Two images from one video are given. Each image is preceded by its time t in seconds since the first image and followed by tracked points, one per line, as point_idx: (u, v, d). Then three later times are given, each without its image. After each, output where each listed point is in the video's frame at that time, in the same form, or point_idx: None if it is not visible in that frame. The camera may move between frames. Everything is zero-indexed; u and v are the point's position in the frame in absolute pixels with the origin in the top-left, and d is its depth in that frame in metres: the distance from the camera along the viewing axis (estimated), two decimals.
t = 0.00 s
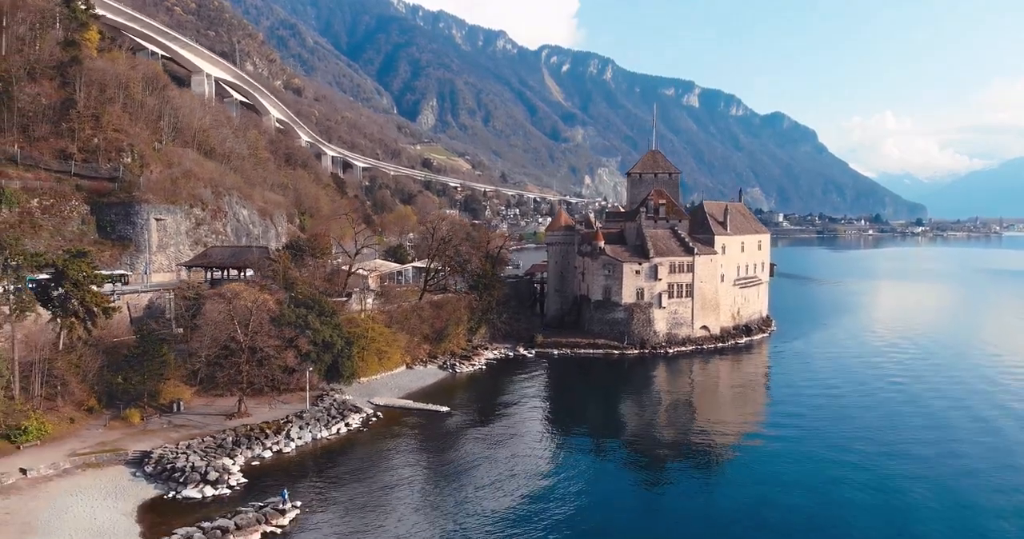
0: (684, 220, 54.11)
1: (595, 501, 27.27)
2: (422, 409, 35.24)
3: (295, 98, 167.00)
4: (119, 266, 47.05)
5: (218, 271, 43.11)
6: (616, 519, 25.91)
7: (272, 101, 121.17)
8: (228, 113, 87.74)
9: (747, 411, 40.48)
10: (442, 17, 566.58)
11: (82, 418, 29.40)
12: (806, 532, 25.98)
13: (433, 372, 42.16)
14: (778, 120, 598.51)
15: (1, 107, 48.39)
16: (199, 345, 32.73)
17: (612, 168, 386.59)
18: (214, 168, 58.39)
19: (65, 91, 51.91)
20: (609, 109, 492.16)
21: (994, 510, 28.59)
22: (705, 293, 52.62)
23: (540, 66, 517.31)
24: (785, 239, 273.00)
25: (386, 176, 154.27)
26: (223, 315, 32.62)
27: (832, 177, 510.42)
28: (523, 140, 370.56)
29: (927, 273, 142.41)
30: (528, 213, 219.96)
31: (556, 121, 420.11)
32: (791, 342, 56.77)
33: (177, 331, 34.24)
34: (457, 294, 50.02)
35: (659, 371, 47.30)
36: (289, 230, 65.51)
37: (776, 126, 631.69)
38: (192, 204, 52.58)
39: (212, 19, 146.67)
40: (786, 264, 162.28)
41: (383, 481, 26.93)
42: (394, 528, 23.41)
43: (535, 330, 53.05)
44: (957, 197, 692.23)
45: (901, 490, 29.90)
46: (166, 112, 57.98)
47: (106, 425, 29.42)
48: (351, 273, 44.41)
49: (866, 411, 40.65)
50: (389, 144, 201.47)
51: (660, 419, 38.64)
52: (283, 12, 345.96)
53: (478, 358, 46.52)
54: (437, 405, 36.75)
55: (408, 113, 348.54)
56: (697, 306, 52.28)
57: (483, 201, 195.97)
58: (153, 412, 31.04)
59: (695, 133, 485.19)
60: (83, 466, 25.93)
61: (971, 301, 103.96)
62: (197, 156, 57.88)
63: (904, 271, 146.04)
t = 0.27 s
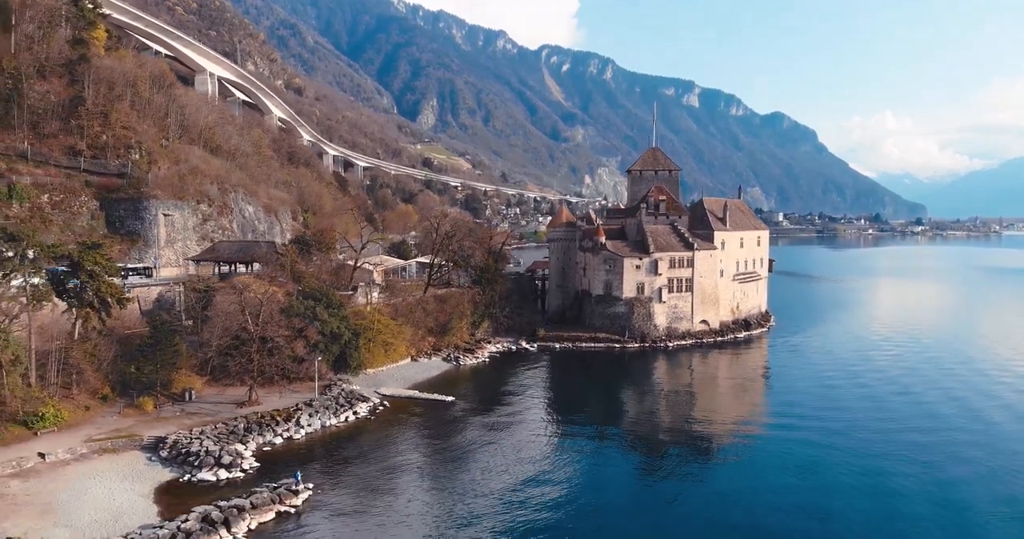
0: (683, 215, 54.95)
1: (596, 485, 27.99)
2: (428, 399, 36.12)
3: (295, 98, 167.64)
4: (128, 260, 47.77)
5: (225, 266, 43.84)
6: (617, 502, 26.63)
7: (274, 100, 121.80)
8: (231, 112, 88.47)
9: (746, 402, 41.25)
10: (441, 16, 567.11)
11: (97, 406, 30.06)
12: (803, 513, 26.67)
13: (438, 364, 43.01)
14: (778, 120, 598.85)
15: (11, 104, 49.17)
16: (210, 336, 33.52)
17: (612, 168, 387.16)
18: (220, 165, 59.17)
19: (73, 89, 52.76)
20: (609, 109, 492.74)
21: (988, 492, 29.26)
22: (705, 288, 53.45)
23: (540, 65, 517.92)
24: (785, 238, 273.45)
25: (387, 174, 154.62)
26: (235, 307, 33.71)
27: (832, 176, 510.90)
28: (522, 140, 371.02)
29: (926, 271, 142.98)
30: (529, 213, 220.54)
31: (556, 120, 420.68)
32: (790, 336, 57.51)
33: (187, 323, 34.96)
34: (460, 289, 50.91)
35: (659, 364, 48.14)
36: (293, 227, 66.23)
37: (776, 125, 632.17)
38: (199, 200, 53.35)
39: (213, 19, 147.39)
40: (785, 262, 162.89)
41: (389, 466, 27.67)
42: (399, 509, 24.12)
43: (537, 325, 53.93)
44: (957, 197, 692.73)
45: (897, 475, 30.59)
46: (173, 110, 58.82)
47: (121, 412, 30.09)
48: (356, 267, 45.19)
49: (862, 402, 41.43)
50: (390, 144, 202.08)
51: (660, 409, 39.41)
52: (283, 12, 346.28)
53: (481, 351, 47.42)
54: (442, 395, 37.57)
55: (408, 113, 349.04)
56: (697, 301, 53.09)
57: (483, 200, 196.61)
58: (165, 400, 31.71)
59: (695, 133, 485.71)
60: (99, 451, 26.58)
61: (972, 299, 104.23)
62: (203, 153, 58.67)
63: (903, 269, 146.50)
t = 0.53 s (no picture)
0: (683, 212, 55.75)
1: (597, 469, 28.78)
2: (433, 390, 36.98)
3: (296, 97, 168.25)
4: (136, 255, 48.54)
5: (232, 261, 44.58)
6: (618, 485, 27.46)
7: (276, 99, 122.54)
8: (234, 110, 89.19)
9: (744, 393, 42.06)
10: (441, 16, 567.63)
11: (111, 395, 30.78)
12: (798, 494, 27.47)
13: (442, 357, 43.84)
14: (778, 120, 599.40)
15: (21, 101, 49.98)
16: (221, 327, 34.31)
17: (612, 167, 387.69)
18: (226, 162, 59.94)
19: (82, 86, 53.60)
20: (609, 108, 493.33)
21: (980, 475, 30.04)
22: (704, 283, 54.24)
23: (540, 65, 518.42)
24: (784, 238, 273.74)
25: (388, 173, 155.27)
26: (245, 299, 34.59)
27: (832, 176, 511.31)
28: (522, 140, 371.47)
29: (925, 269, 143.56)
30: (529, 212, 221.07)
31: (556, 120, 421.28)
32: (789, 331, 58.26)
33: (198, 315, 35.72)
34: (464, 284, 51.73)
35: (659, 357, 48.99)
36: (297, 223, 67.01)
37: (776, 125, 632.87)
38: (206, 196, 54.13)
39: (214, 18, 148.05)
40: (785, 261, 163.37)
41: (395, 451, 28.45)
42: (404, 490, 24.87)
43: (538, 319, 54.75)
44: (957, 197, 693.23)
45: (892, 459, 31.37)
46: (179, 107, 59.63)
47: (135, 400, 30.82)
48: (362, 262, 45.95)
49: (859, 393, 42.22)
50: (390, 143, 202.69)
51: (661, 400, 40.17)
52: (282, 12, 345.92)
53: (484, 344, 48.27)
54: (447, 386, 38.37)
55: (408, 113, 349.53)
56: (696, 295, 53.91)
57: (483, 199, 197.20)
58: (177, 389, 32.45)
59: (694, 132, 486.25)
60: (115, 437, 27.26)
61: (970, 296, 104.58)
62: (209, 150, 59.44)
63: (902, 267, 147.38)
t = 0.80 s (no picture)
0: (683, 208, 56.55)
1: (597, 454, 29.60)
2: (438, 381, 37.85)
3: (298, 97, 168.99)
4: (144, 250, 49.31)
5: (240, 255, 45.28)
6: (619, 468, 28.25)
7: (278, 98, 123.26)
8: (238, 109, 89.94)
9: (743, 385, 42.83)
10: (441, 16, 568.30)
11: (124, 383, 31.49)
12: (794, 477, 28.24)
13: (446, 350, 44.68)
14: (778, 120, 599.92)
15: (31, 98, 50.83)
16: (231, 318, 35.10)
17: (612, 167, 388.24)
18: (231, 159, 60.70)
19: (90, 84, 54.36)
20: (609, 108, 493.86)
21: (972, 460, 30.82)
22: (703, 278, 55.03)
23: (540, 65, 519.03)
24: (784, 237, 274.04)
25: (389, 172, 155.87)
26: (255, 291, 35.41)
27: (832, 176, 511.76)
28: (522, 139, 371.96)
29: (925, 268, 144.12)
30: (529, 211, 221.66)
31: (556, 120, 421.83)
32: (787, 326, 58.98)
33: (208, 307, 36.45)
34: (467, 279, 52.53)
35: (659, 350, 49.74)
36: (302, 221, 67.75)
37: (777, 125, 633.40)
38: (212, 193, 54.91)
39: (216, 18, 148.82)
40: (785, 259, 163.89)
41: (401, 437, 29.26)
42: (409, 473, 25.68)
43: (540, 314, 55.55)
44: (956, 197, 693.49)
45: (887, 445, 32.13)
46: (186, 105, 60.46)
47: (148, 389, 31.52)
48: (367, 256, 46.74)
49: (855, 385, 42.98)
50: (390, 142, 203.32)
51: (660, 391, 40.97)
52: (282, 12, 346.50)
53: (487, 338, 49.12)
54: (451, 377, 39.11)
55: (408, 113, 350.04)
56: (695, 290, 54.71)
57: (484, 198, 197.80)
58: (189, 379, 33.18)
59: (695, 132, 486.83)
60: (130, 423, 27.96)
61: (969, 294, 105.08)
62: (215, 147, 60.23)
63: (901, 265, 147.95)
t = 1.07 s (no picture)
0: (683, 204, 57.36)
1: (596, 440, 30.38)
2: (441, 372, 38.74)
3: (299, 96, 169.73)
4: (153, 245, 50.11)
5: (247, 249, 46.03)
6: (618, 453, 29.00)
7: (281, 97, 124.08)
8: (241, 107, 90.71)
9: (741, 377, 43.55)
10: (441, 16, 568.82)
11: (138, 373, 32.22)
12: (789, 461, 28.95)
13: (450, 343, 45.52)
14: (778, 119, 599.95)
15: (41, 96, 51.70)
16: (241, 309, 35.87)
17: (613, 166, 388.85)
18: (237, 157, 61.49)
19: (98, 82, 55.21)
20: (609, 108, 494.52)
21: (964, 446, 31.58)
22: (703, 273, 55.83)
23: (540, 65, 519.75)
24: (784, 236, 274.46)
25: (390, 170, 156.51)
26: (264, 283, 36.21)
27: (832, 175, 512.40)
28: (522, 139, 372.57)
29: (924, 265, 144.77)
30: (530, 210, 222.27)
31: (556, 119, 422.53)
32: (786, 321, 59.76)
33: (218, 299, 37.20)
34: (470, 274, 53.35)
35: (660, 344, 50.52)
36: (306, 218, 68.51)
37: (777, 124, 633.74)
38: (218, 190, 55.70)
39: (218, 18, 149.62)
40: (785, 257, 164.54)
41: (405, 425, 30.05)
42: (413, 456, 26.48)
43: (542, 309, 56.36)
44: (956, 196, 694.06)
45: (882, 432, 32.84)
46: (193, 103, 61.28)
47: (160, 378, 32.26)
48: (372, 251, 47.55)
49: (852, 377, 43.69)
50: (391, 142, 204.03)
51: (660, 382, 41.76)
52: (282, 12, 347.13)
53: (490, 331, 49.96)
54: (454, 368, 40.16)
55: (409, 112, 350.64)
56: (695, 285, 55.48)
57: (484, 197, 198.49)
58: (200, 368, 33.94)
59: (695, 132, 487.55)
60: (145, 410, 28.68)
61: (968, 291, 105.78)
62: (221, 145, 61.03)
63: (900, 263, 148.63)
